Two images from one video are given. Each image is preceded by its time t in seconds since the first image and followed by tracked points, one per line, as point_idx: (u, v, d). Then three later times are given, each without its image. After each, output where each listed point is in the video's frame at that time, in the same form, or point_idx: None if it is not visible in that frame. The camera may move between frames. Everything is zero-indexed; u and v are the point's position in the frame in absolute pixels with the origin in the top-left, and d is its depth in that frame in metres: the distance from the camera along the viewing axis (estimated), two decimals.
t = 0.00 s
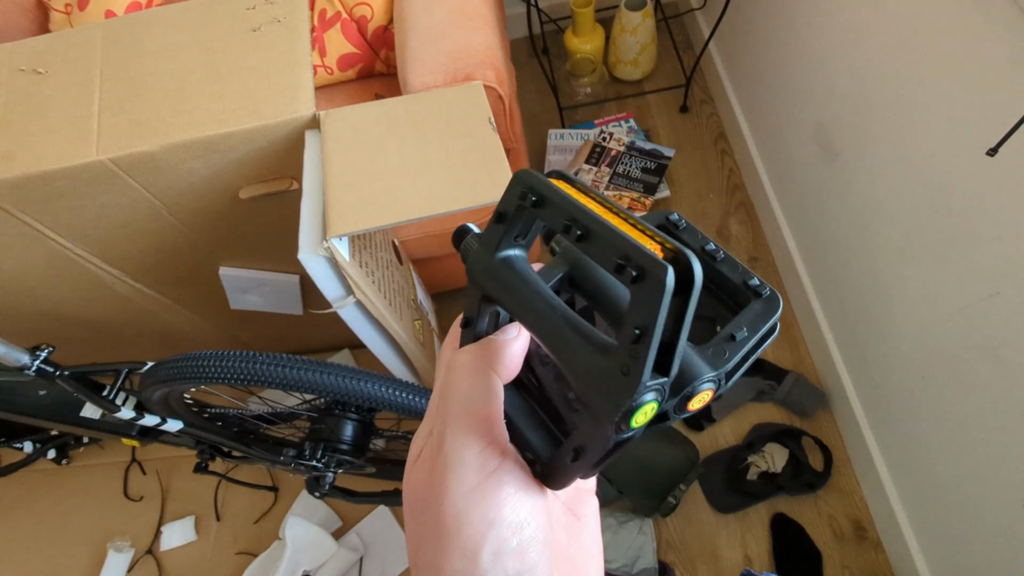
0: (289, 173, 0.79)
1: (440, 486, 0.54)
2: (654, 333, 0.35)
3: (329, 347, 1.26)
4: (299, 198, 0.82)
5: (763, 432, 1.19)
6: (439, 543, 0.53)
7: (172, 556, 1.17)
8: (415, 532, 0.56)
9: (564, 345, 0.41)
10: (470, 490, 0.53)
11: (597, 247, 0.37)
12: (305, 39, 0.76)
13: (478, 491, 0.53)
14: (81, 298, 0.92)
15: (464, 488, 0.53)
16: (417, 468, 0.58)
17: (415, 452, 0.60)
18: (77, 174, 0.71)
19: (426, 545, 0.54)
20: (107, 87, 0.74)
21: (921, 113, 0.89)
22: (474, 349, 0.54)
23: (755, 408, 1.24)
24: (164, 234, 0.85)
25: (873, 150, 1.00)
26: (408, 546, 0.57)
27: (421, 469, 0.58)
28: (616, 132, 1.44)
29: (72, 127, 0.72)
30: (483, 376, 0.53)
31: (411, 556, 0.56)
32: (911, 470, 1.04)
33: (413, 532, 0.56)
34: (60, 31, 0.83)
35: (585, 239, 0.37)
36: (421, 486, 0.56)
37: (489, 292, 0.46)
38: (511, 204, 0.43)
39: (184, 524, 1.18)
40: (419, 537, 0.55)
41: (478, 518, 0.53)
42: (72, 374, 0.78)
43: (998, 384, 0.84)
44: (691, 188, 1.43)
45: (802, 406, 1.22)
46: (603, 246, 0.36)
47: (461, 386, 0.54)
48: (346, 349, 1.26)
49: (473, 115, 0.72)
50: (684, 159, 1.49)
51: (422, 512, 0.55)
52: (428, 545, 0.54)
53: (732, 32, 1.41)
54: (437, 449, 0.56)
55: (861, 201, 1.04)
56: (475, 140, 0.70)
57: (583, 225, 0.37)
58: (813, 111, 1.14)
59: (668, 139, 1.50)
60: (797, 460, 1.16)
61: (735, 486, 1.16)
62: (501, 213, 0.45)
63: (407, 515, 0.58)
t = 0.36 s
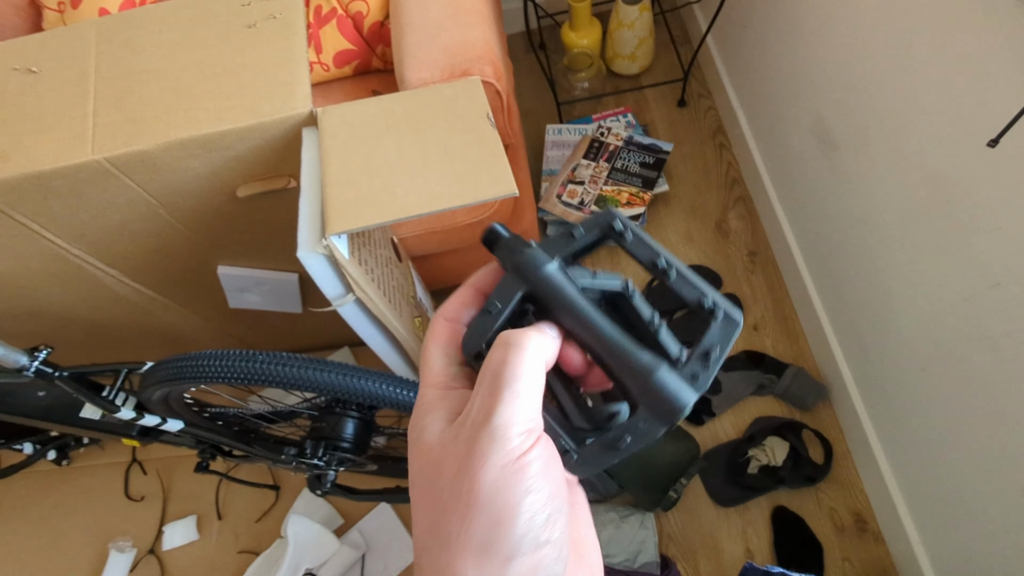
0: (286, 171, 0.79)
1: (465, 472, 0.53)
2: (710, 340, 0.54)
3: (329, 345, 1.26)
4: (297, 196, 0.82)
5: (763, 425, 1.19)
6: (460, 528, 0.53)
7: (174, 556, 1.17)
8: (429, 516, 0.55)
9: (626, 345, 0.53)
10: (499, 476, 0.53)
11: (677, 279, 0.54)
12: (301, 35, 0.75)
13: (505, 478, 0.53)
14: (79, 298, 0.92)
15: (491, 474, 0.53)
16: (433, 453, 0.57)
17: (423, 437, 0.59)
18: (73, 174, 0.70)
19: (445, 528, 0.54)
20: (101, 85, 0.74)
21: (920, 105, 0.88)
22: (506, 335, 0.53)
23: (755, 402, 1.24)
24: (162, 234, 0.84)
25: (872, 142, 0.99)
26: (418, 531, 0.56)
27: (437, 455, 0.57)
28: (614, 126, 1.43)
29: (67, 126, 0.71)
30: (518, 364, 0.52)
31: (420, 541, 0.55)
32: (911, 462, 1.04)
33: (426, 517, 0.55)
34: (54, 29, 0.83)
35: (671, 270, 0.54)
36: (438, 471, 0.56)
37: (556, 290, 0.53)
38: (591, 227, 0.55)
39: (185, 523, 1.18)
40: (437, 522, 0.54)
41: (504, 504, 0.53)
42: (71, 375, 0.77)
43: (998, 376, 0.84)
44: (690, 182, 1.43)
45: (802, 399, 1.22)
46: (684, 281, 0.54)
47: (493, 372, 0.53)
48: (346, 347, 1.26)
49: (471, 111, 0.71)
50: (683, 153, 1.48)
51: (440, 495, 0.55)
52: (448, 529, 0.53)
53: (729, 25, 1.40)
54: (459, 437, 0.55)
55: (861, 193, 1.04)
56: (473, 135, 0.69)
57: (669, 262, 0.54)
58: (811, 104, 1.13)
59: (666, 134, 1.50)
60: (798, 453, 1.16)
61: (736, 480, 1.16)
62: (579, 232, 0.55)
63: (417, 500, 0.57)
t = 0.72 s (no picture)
0: (284, 172, 0.78)
1: (483, 500, 0.52)
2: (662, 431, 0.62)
3: (330, 345, 1.26)
4: (296, 197, 0.82)
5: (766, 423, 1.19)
6: (473, 558, 0.51)
7: (179, 556, 1.17)
8: (436, 546, 0.52)
9: (600, 417, 0.61)
10: (521, 504, 0.52)
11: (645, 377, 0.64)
12: (298, 35, 0.75)
13: (523, 508, 0.52)
14: (79, 300, 0.92)
15: (512, 501, 0.52)
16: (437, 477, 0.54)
17: (421, 462, 0.56)
18: (71, 177, 0.70)
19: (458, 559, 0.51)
20: (99, 87, 0.73)
21: (924, 99, 0.87)
22: (531, 362, 0.54)
23: (757, 399, 1.24)
24: (162, 236, 0.84)
25: (875, 137, 0.98)
26: (420, 563, 0.52)
27: (443, 481, 0.54)
28: (615, 123, 1.43)
29: (64, 129, 0.71)
30: (545, 393, 0.53)
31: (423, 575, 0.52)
32: (915, 459, 1.04)
33: (433, 548, 0.52)
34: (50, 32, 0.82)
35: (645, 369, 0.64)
36: (446, 498, 0.53)
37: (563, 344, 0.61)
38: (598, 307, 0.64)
39: (189, 523, 1.18)
40: (449, 551, 0.51)
41: (521, 532, 0.52)
42: (73, 378, 0.77)
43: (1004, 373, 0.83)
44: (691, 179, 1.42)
45: (805, 396, 1.21)
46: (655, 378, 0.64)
47: (521, 400, 0.53)
48: (347, 347, 1.26)
49: (470, 111, 0.71)
50: (684, 149, 1.48)
51: (451, 523, 0.52)
52: (463, 560, 0.51)
53: (731, 19, 1.39)
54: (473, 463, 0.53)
55: (864, 189, 1.03)
56: (472, 136, 0.69)
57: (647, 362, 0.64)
58: (814, 99, 1.12)
59: (667, 129, 1.49)
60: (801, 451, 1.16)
61: (738, 478, 1.16)
62: (595, 306, 0.65)
63: (416, 528, 0.54)
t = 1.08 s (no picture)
0: (292, 165, 0.79)
1: (506, 477, 0.53)
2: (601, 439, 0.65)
3: (339, 338, 1.27)
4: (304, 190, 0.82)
5: (775, 416, 1.18)
6: (501, 535, 0.52)
7: (191, 547, 1.19)
8: (458, 522, 0.53)
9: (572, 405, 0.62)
10: (540, 480, 0.54)
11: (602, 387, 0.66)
12: (305, 28, 0.75)
13: (544, 486, 0.54)
14: (91, 293, 0.93)
15: (532, 477, 0.54)
16: (454, 454, 0.54)
17: (432, 437, 0.55)
18: (82, 171, 0.71)
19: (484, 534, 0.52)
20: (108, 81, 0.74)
21: (935, 90, 0.87)
22: (542, 343, 0.55)
23: (765, 392, 1.24)
24: (171, 229, 0.85)
25: (885, 127, 0.98)
26: (441, 540, 0.52)
27: (460, 457, 0.54)
28: (622, 115, 1.42)
29: (75, 124, 0.72)
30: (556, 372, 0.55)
31: (445, 552, 0.52)
32: (924, 451, 1.03)
33: (455, 526, 0.52)
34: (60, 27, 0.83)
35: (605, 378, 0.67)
36: (467, 475, 0.53)
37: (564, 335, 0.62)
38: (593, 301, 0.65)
39: (201, 514, 1.19)
40: (474, 527, 0.52)
41: (541, 510, 0.54)
42: (85, 370, 0.78)
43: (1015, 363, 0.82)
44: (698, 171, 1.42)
45: (813, 389, 1.21)
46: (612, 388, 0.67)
47: (538, 379, 0.54)
48: (355, 340, 1.27)
49: (476, 102, 0.71)
50: (692, 141, 1.47)
51: (475, 500, 0.53)
52: (490, 535, 0.52)
53: (739, 10, 1.38)
54: (493, 441, 0.53)
55: (873, 180, 1.03)
56: (477, 126, 0.69)
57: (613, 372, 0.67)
58: (823, 89, 1.12)
59: (674, 122, 1.49)
60: (809, 443, 1.16)
61: (748, 471, 1.16)
62: (595, 298, 0.65)
63: (432, 503, 0.53)
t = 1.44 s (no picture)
0: (300, 164, 0.79)
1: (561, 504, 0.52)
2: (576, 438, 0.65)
3: (347, 336, 1.28)
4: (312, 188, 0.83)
5: (781, 413, 1.18)
6: (558, 561, 0.51)
7: (201, 541, 1.20)
8: (522, 555, 0.49)
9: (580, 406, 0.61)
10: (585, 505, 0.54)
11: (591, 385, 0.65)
12: (313, 27, 0.75)
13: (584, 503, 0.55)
14: (103, 290, 0.94)
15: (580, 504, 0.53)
16: (519, 481, 0.49)
17: (496, 461, 0.48)
18: (94, 170, 0.71)
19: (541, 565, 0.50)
20: (119, 81, 0.75)
21: (945, 85, 0.86)
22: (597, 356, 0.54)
23: (773, 389, 1.23)
24: (182, 227, 0.86)
25: (894, 124, 0.97)
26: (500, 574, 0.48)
27: (524, 484, 0.50)
28: (630, 112, 1.42)
29: (87, 123, 0.72)
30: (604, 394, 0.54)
31: None
32: (933, 449, 1.03)
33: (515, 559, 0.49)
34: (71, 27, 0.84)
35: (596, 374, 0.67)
36: (531, 504, 0.50)
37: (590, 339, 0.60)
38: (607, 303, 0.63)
39: (211, 509, 1.20)
40: (534, 560, 0.50)
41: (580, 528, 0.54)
42: (98, 366, 0.79)
43: None
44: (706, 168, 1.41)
45: (821, 386, 1.20)
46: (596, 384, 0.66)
47: (593, 401, 0.53)
48: (363, 337, 1.28)
49: (483, 100, 0.71)
50: (700, 138, 1.46)
51: (536, 530, 0.50)
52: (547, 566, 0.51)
53: (748, 5, 1.37)
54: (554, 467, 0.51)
55: (883, 177, 1.02)
56: (484, 124, 0.69)
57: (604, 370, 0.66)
58: (832, 85, 1.11)
59: (682, 118, 1.48)
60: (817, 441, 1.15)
61: (754, 469, 1.15)
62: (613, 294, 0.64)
63: (496, 540, 0.48)
